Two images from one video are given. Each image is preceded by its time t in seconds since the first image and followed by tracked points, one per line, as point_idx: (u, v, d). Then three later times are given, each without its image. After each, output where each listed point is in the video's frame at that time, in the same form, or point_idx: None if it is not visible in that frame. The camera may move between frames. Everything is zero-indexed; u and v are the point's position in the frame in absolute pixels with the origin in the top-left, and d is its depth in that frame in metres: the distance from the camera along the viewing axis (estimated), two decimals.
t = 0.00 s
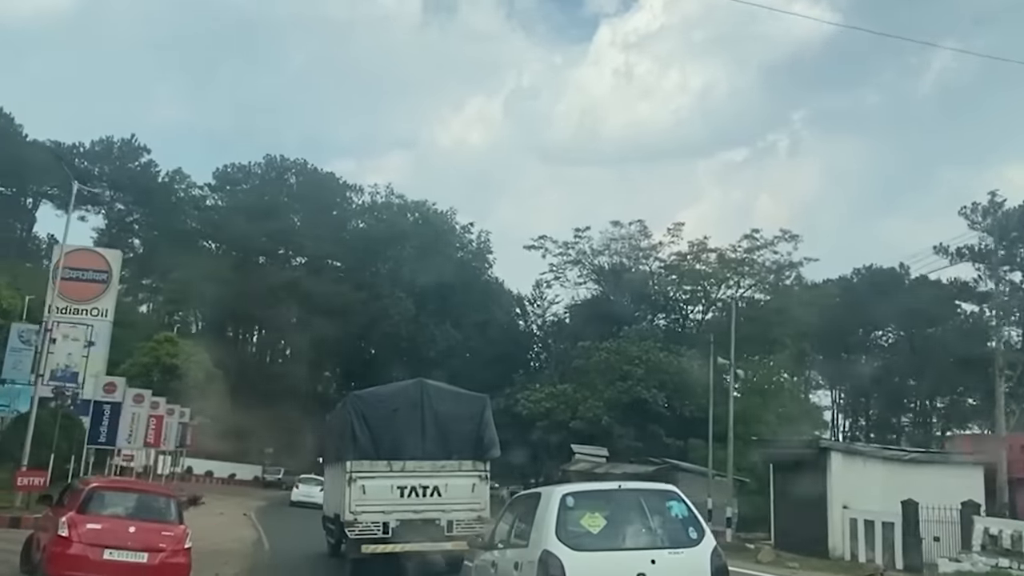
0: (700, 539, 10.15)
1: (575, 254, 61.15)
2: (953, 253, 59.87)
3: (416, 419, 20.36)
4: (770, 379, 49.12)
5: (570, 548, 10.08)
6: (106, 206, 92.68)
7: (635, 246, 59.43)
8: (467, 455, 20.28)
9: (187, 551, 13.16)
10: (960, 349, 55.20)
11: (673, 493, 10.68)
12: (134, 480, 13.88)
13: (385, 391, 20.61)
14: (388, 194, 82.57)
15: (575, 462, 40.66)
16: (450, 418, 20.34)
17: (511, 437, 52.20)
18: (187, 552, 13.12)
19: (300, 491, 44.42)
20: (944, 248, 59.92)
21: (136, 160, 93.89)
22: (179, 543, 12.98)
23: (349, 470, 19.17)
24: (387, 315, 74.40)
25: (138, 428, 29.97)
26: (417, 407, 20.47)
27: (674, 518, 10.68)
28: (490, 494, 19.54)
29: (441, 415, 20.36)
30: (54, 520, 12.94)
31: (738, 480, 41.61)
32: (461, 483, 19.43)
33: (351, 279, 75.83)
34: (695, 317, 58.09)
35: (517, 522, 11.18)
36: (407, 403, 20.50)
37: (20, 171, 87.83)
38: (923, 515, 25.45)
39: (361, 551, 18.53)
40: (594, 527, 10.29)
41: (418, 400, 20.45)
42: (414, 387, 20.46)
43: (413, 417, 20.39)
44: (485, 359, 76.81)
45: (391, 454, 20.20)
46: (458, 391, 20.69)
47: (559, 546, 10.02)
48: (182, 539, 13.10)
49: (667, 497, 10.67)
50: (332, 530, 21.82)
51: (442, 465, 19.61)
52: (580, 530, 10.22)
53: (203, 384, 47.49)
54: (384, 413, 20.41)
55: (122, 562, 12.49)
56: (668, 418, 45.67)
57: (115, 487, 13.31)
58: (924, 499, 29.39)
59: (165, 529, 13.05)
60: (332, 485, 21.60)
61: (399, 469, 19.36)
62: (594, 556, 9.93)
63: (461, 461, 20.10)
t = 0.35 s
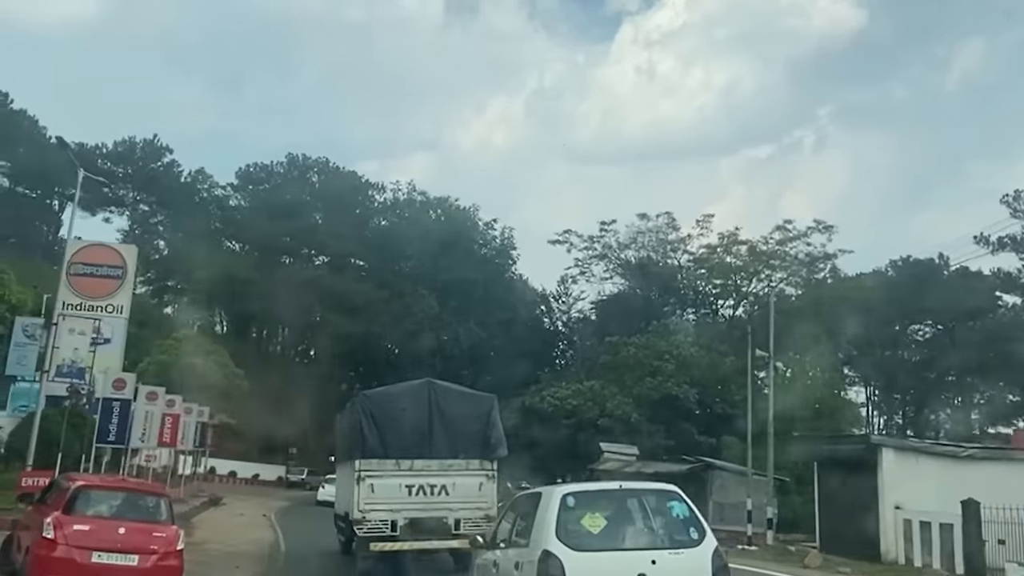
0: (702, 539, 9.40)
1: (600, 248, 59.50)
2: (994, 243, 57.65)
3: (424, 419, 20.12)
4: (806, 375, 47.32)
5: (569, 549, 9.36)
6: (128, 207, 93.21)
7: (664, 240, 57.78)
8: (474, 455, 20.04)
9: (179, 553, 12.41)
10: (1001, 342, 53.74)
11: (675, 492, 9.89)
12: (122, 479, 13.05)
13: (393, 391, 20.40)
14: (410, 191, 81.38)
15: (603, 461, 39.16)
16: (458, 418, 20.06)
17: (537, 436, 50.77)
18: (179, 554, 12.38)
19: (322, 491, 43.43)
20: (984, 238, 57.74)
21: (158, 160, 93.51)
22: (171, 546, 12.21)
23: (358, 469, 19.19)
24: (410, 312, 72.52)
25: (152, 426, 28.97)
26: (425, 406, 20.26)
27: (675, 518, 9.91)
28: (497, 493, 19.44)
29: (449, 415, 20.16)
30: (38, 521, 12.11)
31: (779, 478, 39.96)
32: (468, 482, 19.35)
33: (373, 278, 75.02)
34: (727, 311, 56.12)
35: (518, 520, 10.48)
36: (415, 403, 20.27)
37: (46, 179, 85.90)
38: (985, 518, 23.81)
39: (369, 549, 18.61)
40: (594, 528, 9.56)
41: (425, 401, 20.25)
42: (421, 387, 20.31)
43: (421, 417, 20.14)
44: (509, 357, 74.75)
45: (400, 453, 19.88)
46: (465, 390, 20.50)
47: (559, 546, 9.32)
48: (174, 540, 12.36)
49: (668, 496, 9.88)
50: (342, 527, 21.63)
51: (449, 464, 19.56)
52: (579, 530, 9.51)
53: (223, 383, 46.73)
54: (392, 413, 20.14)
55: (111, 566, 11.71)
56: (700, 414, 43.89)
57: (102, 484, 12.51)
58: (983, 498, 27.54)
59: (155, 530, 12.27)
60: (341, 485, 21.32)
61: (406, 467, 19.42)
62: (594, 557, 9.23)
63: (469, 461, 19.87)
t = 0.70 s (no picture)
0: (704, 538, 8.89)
1: (624, 242, 57.95)
2: None
3: (432, 418, 20.04)
4: (841, 372, 45.52)
5: (569, 550, 8.84)
6: (149, 208, 93.20)
7: (690, 231, 56.08)
8: (482, 454, 20.06)
9: (168, 552, 11.83)
10: None
11: (676, 491, 9.39)
12: (106, 475, 12.38)
13: (401, 390, 20.26)
14: (430, 188, 80.21)
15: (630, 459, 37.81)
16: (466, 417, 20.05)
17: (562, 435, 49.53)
18: (168, 554, 11.81)
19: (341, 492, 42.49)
20: None
21: (179, 160, 93.17)
22: (159, 546, 11.63)
23: (366, 467, 18.78)
24: (430, 310, 71.35)
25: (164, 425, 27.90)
26: (433, 406, 20.18)
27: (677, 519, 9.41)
28: (504, 493, 19.40)
29: (456, 415, 20.13)
30: (17, 520, 11.44)
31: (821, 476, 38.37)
32: (476, 481, 19.18)
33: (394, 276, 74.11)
34: (756, 305, 54.41)
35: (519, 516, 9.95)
36: (423, 402, 20.16)
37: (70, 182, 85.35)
38: None
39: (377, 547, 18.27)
40: (595, 528, 9.06)
41: (434, 400, 20.18)
42: (430, 386, 20.23)
43: (430, 415, 20.06)
44: (531, 354, 72.99)
45: (408, 451, 19.73)
46: (472, 390, 20.51)
47: (559, 545, 8.80)
48: (162, 540, 11.76)
49: (668, 496, 9.41)
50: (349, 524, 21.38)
51: (456, 463, 19.34)
52: (578, 530, 8.99)
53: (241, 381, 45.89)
54: (400, 412, 19.97)
55: (96, 568, 11.11)
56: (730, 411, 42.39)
57: (86, 482, 11.83)
58: None
59: (142, 530, 11.65)
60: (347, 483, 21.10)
61: (414, 467, 19.04)
62: (594, 558, 8.71)
63: (476, 460, 19.77)
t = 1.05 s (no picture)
0: (700, 537, 9.43)
1: (650, 235, 56.26)
2: None
3: (441, 417, 21.09)
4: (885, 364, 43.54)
5: (572, 546, 9.42)
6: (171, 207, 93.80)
7: (718, 221, 54.27)
8: (489, 453, 21.00)
9: (150, 551, 11.74)
10: None
11: (674, 492, 9.93)
12: (83, 469, 12.12)
13: (410, 390, 21.34)
14: (451, 183, 78.86)
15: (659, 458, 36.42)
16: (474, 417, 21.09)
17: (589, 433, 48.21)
18: (151, 553, 11.73)
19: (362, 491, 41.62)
20: None
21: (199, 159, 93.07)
22: (143, 547, 11.51)
23: (377, 467, 19.70)
24: (453, 306, 69.85)
25: (177, 422, 26.90)
26: (441, 405, 21.23)
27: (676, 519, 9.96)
28: (511, 491, 20.08)
29: (465, 414, 21.15)
30: None
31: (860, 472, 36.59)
32: (483, 479, 19.96)
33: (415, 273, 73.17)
34: (788, 298, 52.52)
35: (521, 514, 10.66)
36: (433, 401, 21.26)
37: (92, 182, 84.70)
38: None
39: (387, 544, 19.11)
40: (594, 526, 9.61)
41: (443, 400, 21.23)
42: (439, 386, 21.28)
43: (439, 415, 21.15)
44: (554, 351, 71.46)
45: (416, 450, 20.71)
46: (479, 392, 21.53)
47: (559, 544, 9.36)
48: (144, 540, 11.61)
49: (667, 496, 9.96)
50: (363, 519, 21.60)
51: (465, 462, 20.14)
52: (579, 528, 9.55)
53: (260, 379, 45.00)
54: (410, 411, 21.06)
55: (75, 569, 10.96)
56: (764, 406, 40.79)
57: (64, 479, 11.49)
58: None
59: (125, 530, 11.50)
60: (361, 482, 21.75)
61: (423, 465, 19.93)
62: (593, 554, 9.25)
63: (485, 459, 20.62)
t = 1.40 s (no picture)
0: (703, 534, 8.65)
1: (675, 227, 54.66)
2: None
3: (449, 416, 20.68)
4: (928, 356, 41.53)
5: (569, 545, 8.64)
6: (190, 208, 94.14)
7: (746, 211, 52.68)
8: (499, 451, 20.68)
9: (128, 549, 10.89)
10: None
11: (678, 488, 9.15)
12: (53, 463, 11.16)
13: (418, 388, 21.00)
14: (470, 178, 77.55)
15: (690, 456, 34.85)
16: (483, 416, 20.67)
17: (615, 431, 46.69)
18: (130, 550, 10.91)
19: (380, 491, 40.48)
20: None
21: (218, 158, 93.26)
22: (119, 544, 10.65)
23: (386, 464, 19.70)
24: (473, 303, 68.34)
25: (186, 419, 25.85)
26: (450, 403, 20.88)
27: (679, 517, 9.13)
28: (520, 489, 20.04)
29: (473, 412, 20.79)
30: None
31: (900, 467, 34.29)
32: (492, 477, 19.90)
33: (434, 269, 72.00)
34: (820, 290, 50.61)
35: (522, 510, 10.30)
36: (441, 400, 20.84)
37: (113, 184, 85.36)
38: None
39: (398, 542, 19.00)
40: (593, 524, 8.81)
41: (451, 398, 20.87)
42: (447, 384, 20.92)
43: (448, 413, 20.71)
44: (576, 347, 69.86)
45: (425, 448, 20.39)
46: (488, 389, 21.17)
47: (557, 542, 8.59)
48: (122, 538, 10.72)
49: (671, 491, 9.15)
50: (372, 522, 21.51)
51: (474, 460, 20.06)
52: (578, 528, 8.77)
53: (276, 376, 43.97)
54: (419, 410, 20.64)
55: (46, 572, 10.13)
56: (797, 403, 39.73)
57: (28, 475, 10.49)
58: None
59: (99, 528, 10.62)
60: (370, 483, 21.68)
61: (429, 462, 19.93)
62: (592, 554, 8.48)
63: (493, 457, 20.47)
